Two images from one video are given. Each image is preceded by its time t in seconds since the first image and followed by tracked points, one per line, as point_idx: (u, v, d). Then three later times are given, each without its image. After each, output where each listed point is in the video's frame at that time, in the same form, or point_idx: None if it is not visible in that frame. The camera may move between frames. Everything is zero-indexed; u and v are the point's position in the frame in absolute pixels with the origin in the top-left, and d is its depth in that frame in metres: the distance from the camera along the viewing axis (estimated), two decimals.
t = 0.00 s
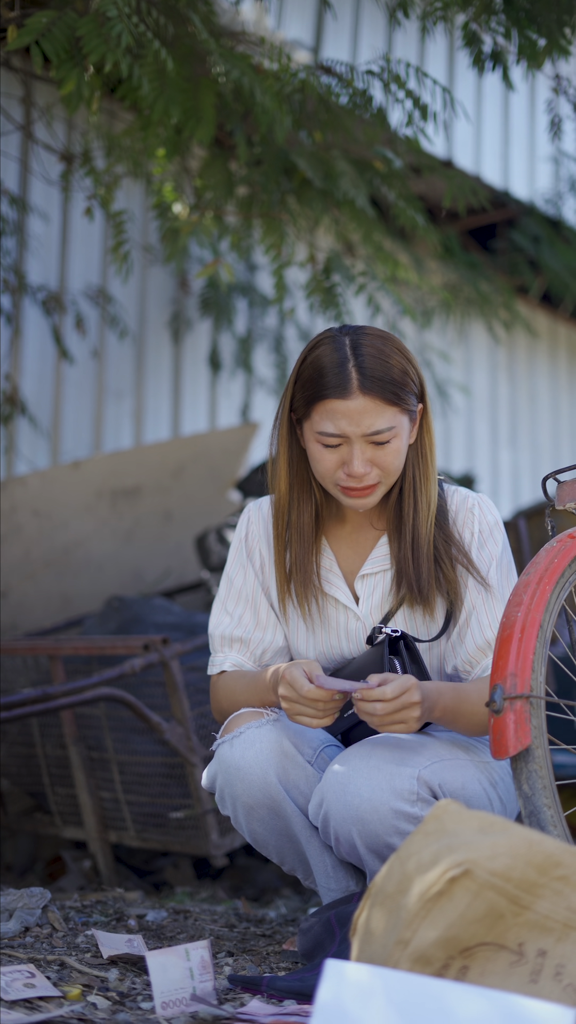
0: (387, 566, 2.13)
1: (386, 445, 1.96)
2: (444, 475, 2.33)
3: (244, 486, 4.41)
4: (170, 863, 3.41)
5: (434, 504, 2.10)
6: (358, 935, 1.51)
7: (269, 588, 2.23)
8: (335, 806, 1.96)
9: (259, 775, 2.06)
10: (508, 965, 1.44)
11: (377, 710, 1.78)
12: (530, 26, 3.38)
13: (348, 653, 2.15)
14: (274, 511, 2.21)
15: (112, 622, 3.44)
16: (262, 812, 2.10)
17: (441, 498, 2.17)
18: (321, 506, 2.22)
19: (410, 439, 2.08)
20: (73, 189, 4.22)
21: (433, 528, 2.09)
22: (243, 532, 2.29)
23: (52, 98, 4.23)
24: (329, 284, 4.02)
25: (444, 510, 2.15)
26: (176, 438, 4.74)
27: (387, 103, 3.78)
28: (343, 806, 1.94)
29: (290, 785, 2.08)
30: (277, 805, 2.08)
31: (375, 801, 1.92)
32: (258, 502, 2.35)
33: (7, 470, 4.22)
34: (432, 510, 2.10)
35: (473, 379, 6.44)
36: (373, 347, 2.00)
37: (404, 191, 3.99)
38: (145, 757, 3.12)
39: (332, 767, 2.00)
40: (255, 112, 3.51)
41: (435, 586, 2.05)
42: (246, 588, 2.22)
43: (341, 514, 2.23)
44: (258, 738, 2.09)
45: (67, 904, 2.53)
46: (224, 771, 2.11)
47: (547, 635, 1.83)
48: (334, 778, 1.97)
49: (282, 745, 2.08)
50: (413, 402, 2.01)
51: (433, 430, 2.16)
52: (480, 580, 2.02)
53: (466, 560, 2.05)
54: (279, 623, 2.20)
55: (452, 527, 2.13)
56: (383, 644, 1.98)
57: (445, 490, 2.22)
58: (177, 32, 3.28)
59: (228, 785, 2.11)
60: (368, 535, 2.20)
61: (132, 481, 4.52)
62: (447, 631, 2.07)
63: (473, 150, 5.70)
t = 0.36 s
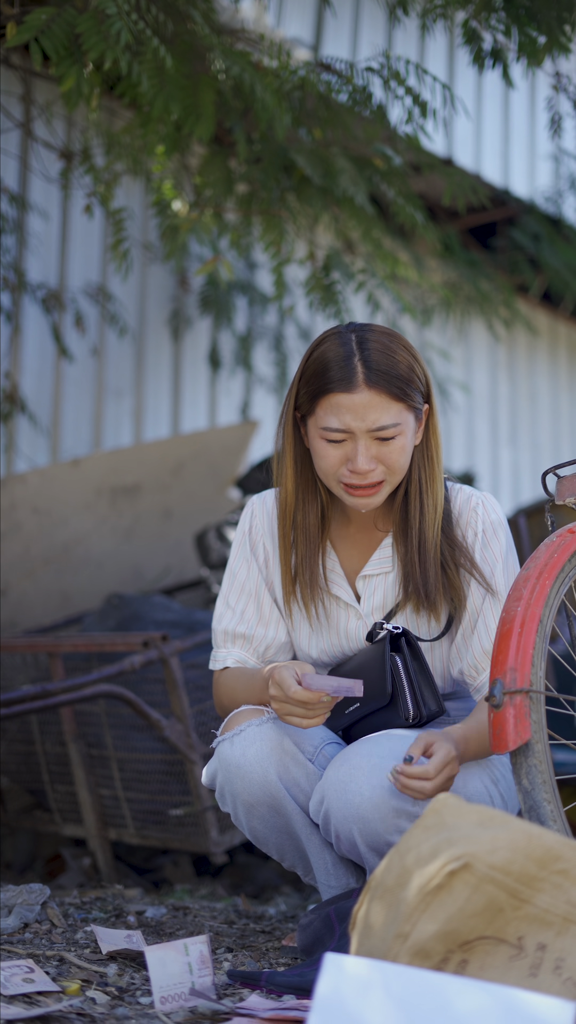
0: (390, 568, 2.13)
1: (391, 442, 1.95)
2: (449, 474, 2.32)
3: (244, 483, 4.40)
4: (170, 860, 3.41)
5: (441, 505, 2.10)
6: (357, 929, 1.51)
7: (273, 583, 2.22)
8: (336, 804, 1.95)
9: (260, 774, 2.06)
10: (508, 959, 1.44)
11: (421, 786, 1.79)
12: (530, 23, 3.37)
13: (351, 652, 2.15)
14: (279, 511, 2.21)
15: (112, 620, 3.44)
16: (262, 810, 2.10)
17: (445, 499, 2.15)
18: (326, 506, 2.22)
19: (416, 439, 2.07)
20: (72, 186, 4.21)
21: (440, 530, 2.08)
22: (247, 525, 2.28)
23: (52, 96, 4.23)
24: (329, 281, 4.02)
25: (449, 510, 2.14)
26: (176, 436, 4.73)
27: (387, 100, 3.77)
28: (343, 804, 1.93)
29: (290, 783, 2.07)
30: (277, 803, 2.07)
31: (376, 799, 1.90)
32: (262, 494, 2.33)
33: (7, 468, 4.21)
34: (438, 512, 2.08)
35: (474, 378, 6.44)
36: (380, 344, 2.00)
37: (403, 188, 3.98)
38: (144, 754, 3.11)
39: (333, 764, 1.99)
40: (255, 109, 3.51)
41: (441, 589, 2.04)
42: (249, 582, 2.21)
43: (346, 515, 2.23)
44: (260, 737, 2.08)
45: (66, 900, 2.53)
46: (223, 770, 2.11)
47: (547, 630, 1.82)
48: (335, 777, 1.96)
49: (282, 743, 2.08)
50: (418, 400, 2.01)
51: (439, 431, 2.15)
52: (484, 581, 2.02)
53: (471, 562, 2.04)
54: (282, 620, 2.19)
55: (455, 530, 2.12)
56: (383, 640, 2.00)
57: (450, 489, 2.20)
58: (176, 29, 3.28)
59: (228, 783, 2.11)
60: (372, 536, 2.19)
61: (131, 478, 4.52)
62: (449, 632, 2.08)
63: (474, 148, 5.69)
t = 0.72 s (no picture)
0: (393, 575, 2.12)
1: (390, 453, 1.94)
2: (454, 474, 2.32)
3: (244, 481, 4.40)
4: (171, 858, 3.41)
5: (445, 512, 2.07)
6: (358, 925, 1.51)
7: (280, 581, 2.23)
8: (337, 804, 1.95)
9: (261, 774, 2.06)
10: (509, 953, 1.44)
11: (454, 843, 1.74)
12: (530, 22, 3.37)
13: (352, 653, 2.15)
14: (279, 517, 2.21)
15: (112, 618, 3.44)
16: (263, 809, 2.10)
17: (449, 506, 2.12)
18: (326, 511, 2.21)
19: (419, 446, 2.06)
20: (73, 185, 4.21)
21: (444, 537, 2.06)
22: (254, 523, 2.29)
23: (53, 94, 4.23)
24: (329, 279, 4.02)
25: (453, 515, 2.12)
26: (176, 434, 4.73)
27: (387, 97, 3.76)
28: (346, 804, 1.93)
29: (291, 782, 2.07)
30: (278, 802, 2.08)
31: (378, 800, 1.90)
32: (269, 491, 2.34)
33: (7, 466, 4.21)
34: (442, 520, 2.06)
35: (474, 376, 6.44)
36: (380, 353, 1.99)
37: (403, 187, 3.98)
38: (145, 753, 3.11)
39: (335, 764, 1.98)
40: (255, 108, 3.50)
41: (444, 596, 2.03)
42: (256, 580, 2.22)
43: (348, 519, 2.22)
44: (262, 736, 2.08)
45: (67, 898, 2.52)
46: (225, 768, 2.11)
47: (548, 627, 1.82)
48: (337, 776, 1.95)
49: (284, 743, 2.07)
50: (420, 409, 1.99)
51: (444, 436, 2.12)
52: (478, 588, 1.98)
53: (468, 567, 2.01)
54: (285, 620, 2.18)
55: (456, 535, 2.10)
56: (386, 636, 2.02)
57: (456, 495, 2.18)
58: (177, 27, 3.28)
59: (229, 781, 2.11)
60: (374, 541, 2.18)
61: (132, 476, 4.52)
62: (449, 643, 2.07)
63: (474, 147, 5.70)
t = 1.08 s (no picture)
0: (395, 573, 2.10)
1: (388, 452, 1.94)
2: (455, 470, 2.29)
3: (244, 480, 4.39)
4: (171, 858, 3.41)
5: (446, 507, 2.04)
6: (356, 922, 1.51)
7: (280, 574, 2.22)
8: (335, 814, 1.94)
9: (260, 780, 2.06)
10: (507, 950, 1.44)
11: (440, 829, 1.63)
12: (530, 21, 3.37)
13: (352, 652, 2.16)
14: (283, 512, 2.20)
15: (111, 617, 3.44)
16: (262, 813, 2.10)
17: (450, 504, 2.09)
18: (330, 507, 2.19)
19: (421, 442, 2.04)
20: (72, 185, 4.21)
21: (445, 533, 2.04)
22: (256, 517, 2.29)
23: (52, 94, 4.23)
24: (329, 279, 4.02)
25: (453, 512, 2.09)
26: (176, 434, 4.74)
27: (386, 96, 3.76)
28: (343, 815, 1.93)
29: (291, 788, 2.06)
30: (277, 806, 2.07)
31: (376, 811, 1.89)
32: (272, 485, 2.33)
33: (7, 466, 4.21)
34: (443, 517, 2.03)
35: (474, 376, 6.44)
36: (379, 350, 1.97)
37: (403, 186, 3.98)
38: (144, 753, 3.11)
39: (333, 774, 1.98)
40: (255, 107, 3.50)
41: (443, 594, 2.02)
42: (258, 573, 2.21)
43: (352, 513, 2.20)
44: (259, 744, 2.08)
45: (66, 897, 2.52)
46: (223, 774, 2.11)
47: (547, 625, 1.82)
48: (336, 786, 1.95)
49: (283, 749, 2.05)
50: (419, 407, 1.98)
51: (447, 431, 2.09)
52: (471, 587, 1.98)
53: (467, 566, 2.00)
54: (291, 613, 2.18)
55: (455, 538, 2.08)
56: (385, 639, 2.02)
57: (459, 492, 2.14)
58: (176, 27, 3.28)
59: (229, 787, 2.11)
60: (377, 537, 2.16)
61: (132, 476, 4.52)
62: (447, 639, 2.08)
63: (474, 146, 5.70)
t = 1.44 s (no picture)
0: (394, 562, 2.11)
1: (376, 446, 1.94)
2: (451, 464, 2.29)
3: (243, 481, 4.39)
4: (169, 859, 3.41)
5: (438, 497, 2.05)
6: (352, 923, 1.50)
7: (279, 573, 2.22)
8: (342, 815, 1.95)
9: (264, 784, 2.04)
10: (504, 951, 1.44)
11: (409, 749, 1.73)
12: (529, 22, 3.37)
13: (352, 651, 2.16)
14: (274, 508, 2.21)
15: (110, 618, 3.44)
16: (265, 817, 2.09)
17: (447, 495, 2.10)
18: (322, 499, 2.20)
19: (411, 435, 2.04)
20: (71, 186, 4.21)
21: (437, 523, 2.04)
22: (252, 517, 2.28)
23: (51, 95, 4.23)
24: (328, 280, 4.02)
25: (448, 504, 2.09)
26: (175, 434, 4.74)
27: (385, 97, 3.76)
28: (351, 816, 1.93)
29: (294, 792, 2.05)
30: (280, 809, 2.06)
31: (384, 812, 1.90)
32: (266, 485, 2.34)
33: (6, 467, 4.21)
34: (435, 508, 2.04)
35: (473, 377, 6.44)
36: (365, 344, 1.97)
37: (402, 187, 3.98)
38: (142, 753, 3.11)
39: (340, 774, 1.98)
40: (254, 108, 3.51)
41: (436, 585, 2.02)
42: (256, 573, 2.21)
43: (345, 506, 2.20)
44: (263, 748, 2.06)
45: (65, 898, 2.52)
46: (227, 777, 2.10)
47: (544, 626, 1.82)
48: (342, 788, 1.95)
49: (287, 753, 2.04)
50: (407, 400, 1.98)
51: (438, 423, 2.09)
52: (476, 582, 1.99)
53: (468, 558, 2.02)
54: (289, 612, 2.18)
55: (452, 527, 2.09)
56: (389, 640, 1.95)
57: (455, 482, 2.15)
58: (175, 28, 3.28)
59: (232, 790, 2.09)
60: (371, 529, 2.17)
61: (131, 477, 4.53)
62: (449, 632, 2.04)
63: (473, 147, 5.70)
